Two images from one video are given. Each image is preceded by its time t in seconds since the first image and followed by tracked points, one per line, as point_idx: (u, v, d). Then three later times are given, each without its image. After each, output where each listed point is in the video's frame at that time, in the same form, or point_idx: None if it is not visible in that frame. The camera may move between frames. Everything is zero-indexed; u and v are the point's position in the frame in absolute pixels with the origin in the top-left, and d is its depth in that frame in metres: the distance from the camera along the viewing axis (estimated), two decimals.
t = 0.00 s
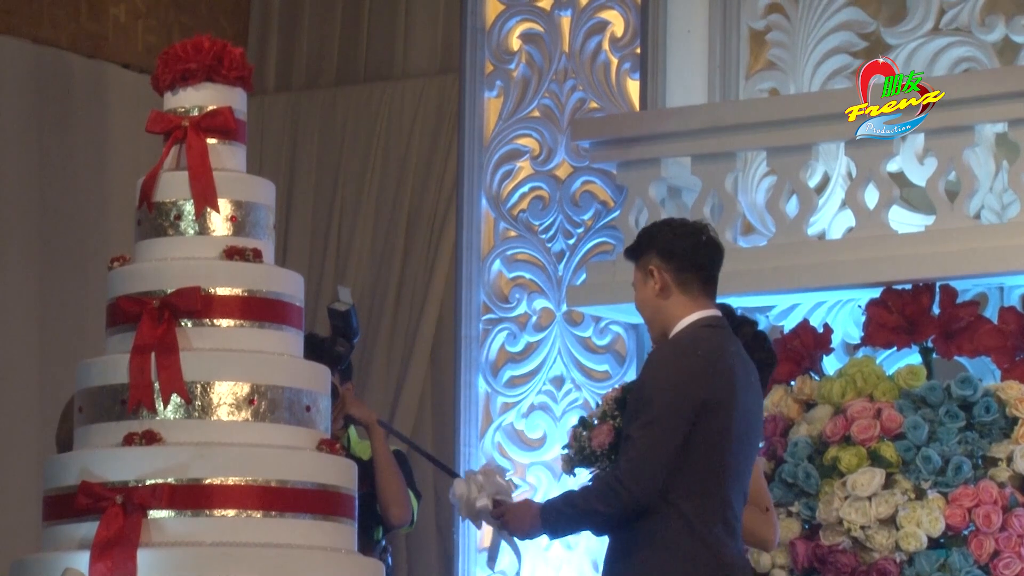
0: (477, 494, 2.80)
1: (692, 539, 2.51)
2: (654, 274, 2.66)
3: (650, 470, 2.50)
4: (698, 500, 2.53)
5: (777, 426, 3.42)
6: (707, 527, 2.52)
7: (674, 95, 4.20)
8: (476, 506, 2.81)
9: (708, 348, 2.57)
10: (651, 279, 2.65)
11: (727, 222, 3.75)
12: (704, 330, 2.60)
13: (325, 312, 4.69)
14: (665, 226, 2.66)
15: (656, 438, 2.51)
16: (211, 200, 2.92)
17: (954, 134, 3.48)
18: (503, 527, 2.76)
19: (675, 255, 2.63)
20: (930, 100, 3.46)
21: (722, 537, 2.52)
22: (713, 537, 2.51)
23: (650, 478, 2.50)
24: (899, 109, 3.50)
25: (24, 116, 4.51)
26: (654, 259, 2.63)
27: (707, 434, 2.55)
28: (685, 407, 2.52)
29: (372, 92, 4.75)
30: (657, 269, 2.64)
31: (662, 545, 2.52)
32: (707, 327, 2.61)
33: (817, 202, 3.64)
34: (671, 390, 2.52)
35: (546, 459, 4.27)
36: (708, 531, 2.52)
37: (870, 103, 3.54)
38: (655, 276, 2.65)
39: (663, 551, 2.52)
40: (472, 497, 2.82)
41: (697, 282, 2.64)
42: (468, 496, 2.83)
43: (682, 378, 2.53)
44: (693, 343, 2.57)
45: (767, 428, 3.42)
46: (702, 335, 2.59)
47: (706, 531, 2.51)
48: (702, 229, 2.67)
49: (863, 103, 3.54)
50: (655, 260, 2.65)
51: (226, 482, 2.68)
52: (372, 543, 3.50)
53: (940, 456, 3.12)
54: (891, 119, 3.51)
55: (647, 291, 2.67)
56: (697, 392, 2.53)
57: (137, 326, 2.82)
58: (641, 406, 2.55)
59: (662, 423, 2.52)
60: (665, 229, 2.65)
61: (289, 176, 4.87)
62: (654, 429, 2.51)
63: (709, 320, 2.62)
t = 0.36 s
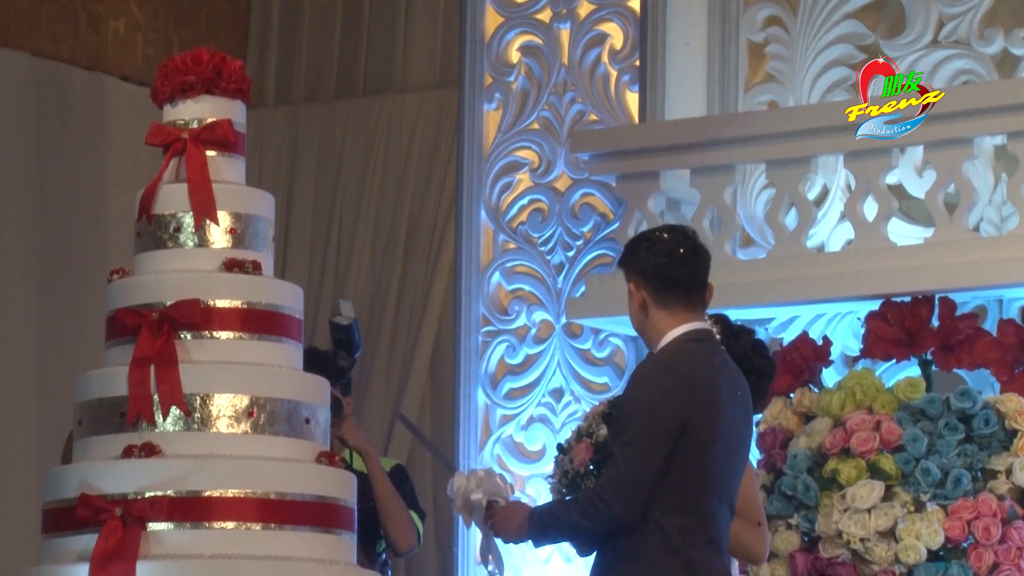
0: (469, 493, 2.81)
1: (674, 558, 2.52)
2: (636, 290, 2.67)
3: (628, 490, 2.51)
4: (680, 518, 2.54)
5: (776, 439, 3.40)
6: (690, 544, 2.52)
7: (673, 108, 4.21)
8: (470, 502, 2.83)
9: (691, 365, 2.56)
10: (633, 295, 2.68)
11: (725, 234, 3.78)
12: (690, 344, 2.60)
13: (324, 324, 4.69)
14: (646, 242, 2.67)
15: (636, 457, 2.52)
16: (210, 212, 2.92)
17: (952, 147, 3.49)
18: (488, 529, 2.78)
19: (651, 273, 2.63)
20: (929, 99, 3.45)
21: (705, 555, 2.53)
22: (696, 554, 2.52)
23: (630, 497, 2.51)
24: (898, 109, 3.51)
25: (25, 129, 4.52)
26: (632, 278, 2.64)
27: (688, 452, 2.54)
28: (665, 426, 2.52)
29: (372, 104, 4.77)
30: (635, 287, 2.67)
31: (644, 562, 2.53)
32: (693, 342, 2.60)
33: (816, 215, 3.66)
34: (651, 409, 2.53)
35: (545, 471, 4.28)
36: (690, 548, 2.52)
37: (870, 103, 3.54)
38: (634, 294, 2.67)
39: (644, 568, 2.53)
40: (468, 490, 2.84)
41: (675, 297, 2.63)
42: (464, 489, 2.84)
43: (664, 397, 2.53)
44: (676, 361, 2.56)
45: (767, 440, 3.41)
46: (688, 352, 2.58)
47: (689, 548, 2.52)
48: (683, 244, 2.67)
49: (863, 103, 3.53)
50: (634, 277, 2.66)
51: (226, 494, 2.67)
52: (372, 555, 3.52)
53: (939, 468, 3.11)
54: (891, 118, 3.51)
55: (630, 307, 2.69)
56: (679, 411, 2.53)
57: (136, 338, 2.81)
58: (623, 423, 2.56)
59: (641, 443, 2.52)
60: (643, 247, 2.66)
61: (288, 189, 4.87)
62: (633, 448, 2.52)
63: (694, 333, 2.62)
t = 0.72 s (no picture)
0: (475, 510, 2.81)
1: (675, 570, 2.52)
2: (634, 302, 2.68)
3: (625, 506, 2.52)
4: (677, 531, 2.54)
5: (776, 452, 3.41)
6: (690, 557, 2.53)
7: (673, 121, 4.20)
8: (478, 514, 2.83)
9: (685, 379, 2.56)
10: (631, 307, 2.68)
11: (726, 246, 3.78)
12: (686, 357, 2.59)
13: (324, 337, 4.69)
14: (645, 254, 2.67)
15: (634, 471, 2.52)
16: (210, 225, 2.91)
17: (952, 159, 3.49)
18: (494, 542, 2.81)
19: (649, 285, 2.64)
20: (930, 99, 3.50)
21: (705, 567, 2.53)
22: (695, 567, 2.52)
23: (626, 511, 2.52)
24: (899, 110, 3.53)
25: (24, 142, 4.52)
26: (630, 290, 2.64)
27: (685, 466, 2.54)
28: (662, 440, 2.52)
29: (371, 116, 4.77)
30: (633, 300, 2.67)
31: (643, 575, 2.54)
32: (689, 355, 2.60)
33: (816, 227, 3.66)
34: (646, 424, 2.53)
35: (545, 484, 4.26)
36: (688, 562, 2.52)
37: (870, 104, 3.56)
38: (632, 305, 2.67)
39: None
40: (477, 502, 2.83)
41: (672, 310, 2.63)
42: (472, 503, 2.83)
43: (660, 411, 2.53)
44: (673, 374, 2.56)
45: (767, 453, 3.42)
46: (684, 365, 2.58)
47: (688, 562, 2.52)
48: (683, 256, 2.67)
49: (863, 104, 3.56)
50: (632, 290, 2.66)
51: (226, 506, 2.67)
52: (371, 568, 3.52)
53: (939, 481, 3.10)
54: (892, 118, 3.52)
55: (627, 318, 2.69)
56: (674, 425, 2.53)
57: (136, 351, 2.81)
58: (620, 437, 2.56)
59: (638, 458, 2.52)
60: (641, 259, 2.66)
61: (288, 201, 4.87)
62: (629, 463, 2.53)
63: (691, 347, 2.62)
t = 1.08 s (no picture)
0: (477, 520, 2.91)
1: None
2: (652, 307, 2.70)
3: (626, 513, 2.56)
4: (681, 542, 2.57)
5: (776, 463, 3.40)
6: (692, 566, 2.55)
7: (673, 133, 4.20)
8: (484, 520, 2.94)
9: (693, 391, 2.60)
10: (650, 311, 2.70)
11: (726, 258, 3.77)
12: (695, 368, 2.63)
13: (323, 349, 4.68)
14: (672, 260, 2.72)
15: (636, 479, 2.56)
16: (210, 237, 2.91)
17: (953, 171, 3.49)
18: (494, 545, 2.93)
19: (676, 288, 2.68)
20: (929, 100, 3.63)
21: None
22: None
23: (628, 518, 2.56)
24: (899, 109, 3.60)
25: (23, 154, 4.52)
26: (658, 292, 2.68)
27: (688, 476, 2.58)
28: (666, 450, 2.57)
29: (371, 128, 4.79)
30: (659, 301, 2.68)
31: None
32: (701, 365, 2.64)
33: (815, 239, 3.66)
34: (652, 435, 2.57)
35: (545, 496, 4.25)
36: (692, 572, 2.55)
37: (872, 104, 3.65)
38: (655, 308, 2.69)
39: None
40: (484, 509, 2.92)
41: (693, 315, 2.68)
42: (479, 510, 2.93)
43: (665, 421, 2.57)
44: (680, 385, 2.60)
45: (766, 464, 3.40)
46: (691, 376, 2.61)
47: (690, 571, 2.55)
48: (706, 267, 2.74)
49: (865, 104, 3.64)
50: (655, 293, 2.69)
51: (225, 518, 2.67)
52: None
53: (938, 493, 3.10)
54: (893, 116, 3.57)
55: (643, 324, 2.70)
56: (678, 436, 2.57)
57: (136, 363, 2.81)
58: (625, 446, 2.61)
59: (642, 465, 2.57)
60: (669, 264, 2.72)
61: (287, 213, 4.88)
62: (633, 473, 2.57)
63: (700, 358, 2.65)
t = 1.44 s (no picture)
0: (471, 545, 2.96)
1: None
2: (665, 316, 2.71)
3: (623, 513, 2.58)
4: (688, 547, 2.57)
5: (777, 472, 3.39)
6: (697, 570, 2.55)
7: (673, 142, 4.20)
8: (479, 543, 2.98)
9: (700, 395, 2.61)
10: (663, 320, 2.70)
11: (726, 267, 3.78)
12: (702, 375, 2.65)
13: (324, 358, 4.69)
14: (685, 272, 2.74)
15: (639, 481, 2.58)
16: (210, 246, 2.91)
17: (953, 180, 3.49)
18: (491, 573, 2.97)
19: (692, 297, 2.70)
20: (929, 99, 3.81)
21: None
22: None
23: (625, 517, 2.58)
24: (899, 108, 3.76)
25: (23, 164, 4.52)
26: (674, 301, 2.69)
27: (695, 479, 2.58)
28: (671, 453, 2.58)
29: (372, 136, 4.80)
30: (673, 311, 2.70)
31: None
32: (707, 373, 2.65)
33: (815, 248, 3.66)
34: (659, 439, 2.57)
35: (546, 505, 4.26)
36: None
37: (870, 103, 3.79)
38: (670, 318, 2.70)
39: None
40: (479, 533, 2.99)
41: (704, 326, 2.70)
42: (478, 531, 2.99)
43: (670, 425, 2.58)
44: (686, 391, 2.61)
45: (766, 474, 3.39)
46: (699, 383, 2.63)
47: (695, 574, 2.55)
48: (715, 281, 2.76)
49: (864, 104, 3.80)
50: (669, 303, 2.70)
51: (225, 528, 2.66)
52: None
53: (938, 502, 3.10)
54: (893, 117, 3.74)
55: (656, 332, 2.71)
56: (682, 439, 2.58)
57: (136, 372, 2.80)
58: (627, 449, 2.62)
59: (643, 467, 2.58)
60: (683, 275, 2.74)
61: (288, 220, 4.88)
62: (639, 477, 2.57)
63: (707, 366, 2.67)
